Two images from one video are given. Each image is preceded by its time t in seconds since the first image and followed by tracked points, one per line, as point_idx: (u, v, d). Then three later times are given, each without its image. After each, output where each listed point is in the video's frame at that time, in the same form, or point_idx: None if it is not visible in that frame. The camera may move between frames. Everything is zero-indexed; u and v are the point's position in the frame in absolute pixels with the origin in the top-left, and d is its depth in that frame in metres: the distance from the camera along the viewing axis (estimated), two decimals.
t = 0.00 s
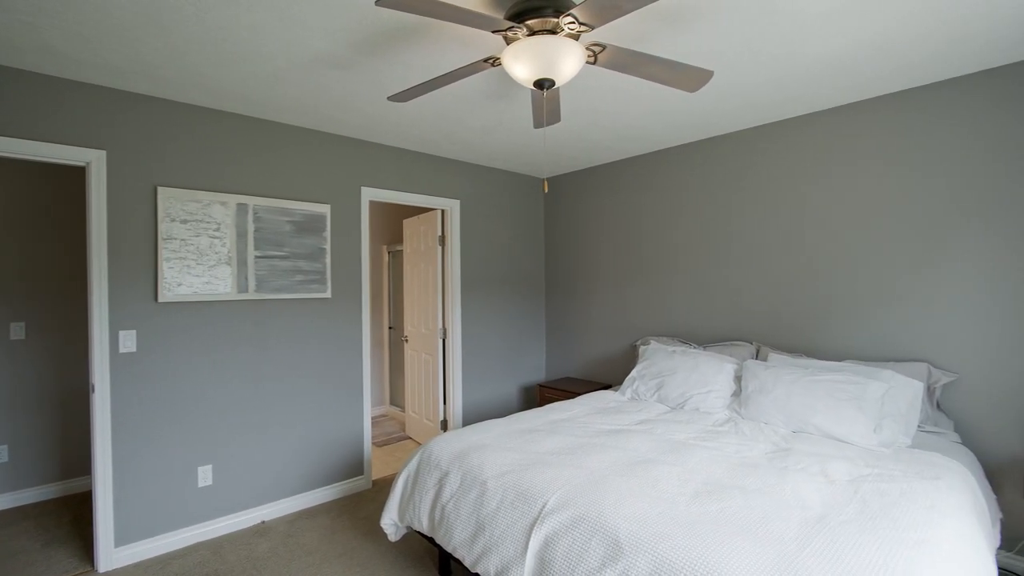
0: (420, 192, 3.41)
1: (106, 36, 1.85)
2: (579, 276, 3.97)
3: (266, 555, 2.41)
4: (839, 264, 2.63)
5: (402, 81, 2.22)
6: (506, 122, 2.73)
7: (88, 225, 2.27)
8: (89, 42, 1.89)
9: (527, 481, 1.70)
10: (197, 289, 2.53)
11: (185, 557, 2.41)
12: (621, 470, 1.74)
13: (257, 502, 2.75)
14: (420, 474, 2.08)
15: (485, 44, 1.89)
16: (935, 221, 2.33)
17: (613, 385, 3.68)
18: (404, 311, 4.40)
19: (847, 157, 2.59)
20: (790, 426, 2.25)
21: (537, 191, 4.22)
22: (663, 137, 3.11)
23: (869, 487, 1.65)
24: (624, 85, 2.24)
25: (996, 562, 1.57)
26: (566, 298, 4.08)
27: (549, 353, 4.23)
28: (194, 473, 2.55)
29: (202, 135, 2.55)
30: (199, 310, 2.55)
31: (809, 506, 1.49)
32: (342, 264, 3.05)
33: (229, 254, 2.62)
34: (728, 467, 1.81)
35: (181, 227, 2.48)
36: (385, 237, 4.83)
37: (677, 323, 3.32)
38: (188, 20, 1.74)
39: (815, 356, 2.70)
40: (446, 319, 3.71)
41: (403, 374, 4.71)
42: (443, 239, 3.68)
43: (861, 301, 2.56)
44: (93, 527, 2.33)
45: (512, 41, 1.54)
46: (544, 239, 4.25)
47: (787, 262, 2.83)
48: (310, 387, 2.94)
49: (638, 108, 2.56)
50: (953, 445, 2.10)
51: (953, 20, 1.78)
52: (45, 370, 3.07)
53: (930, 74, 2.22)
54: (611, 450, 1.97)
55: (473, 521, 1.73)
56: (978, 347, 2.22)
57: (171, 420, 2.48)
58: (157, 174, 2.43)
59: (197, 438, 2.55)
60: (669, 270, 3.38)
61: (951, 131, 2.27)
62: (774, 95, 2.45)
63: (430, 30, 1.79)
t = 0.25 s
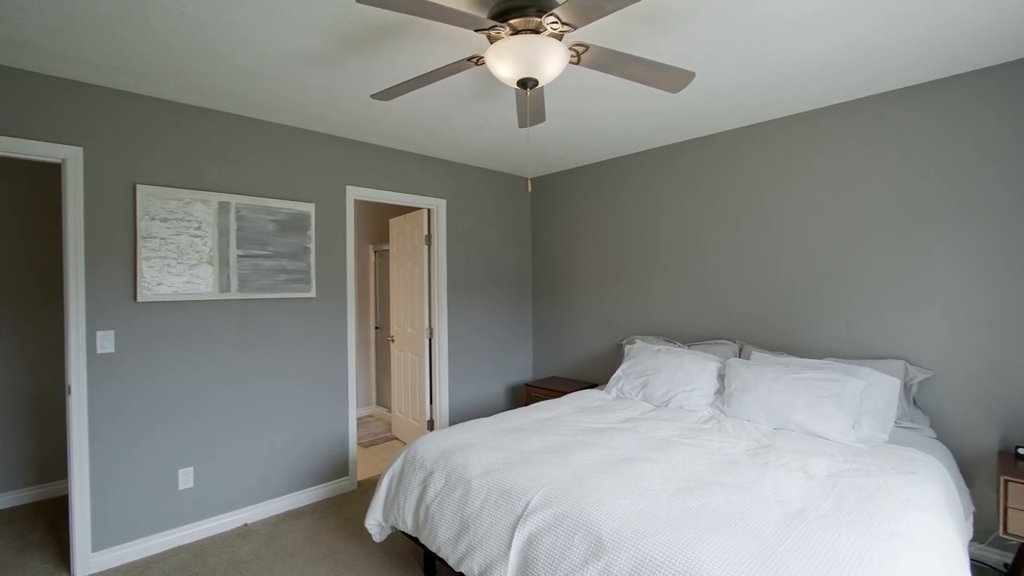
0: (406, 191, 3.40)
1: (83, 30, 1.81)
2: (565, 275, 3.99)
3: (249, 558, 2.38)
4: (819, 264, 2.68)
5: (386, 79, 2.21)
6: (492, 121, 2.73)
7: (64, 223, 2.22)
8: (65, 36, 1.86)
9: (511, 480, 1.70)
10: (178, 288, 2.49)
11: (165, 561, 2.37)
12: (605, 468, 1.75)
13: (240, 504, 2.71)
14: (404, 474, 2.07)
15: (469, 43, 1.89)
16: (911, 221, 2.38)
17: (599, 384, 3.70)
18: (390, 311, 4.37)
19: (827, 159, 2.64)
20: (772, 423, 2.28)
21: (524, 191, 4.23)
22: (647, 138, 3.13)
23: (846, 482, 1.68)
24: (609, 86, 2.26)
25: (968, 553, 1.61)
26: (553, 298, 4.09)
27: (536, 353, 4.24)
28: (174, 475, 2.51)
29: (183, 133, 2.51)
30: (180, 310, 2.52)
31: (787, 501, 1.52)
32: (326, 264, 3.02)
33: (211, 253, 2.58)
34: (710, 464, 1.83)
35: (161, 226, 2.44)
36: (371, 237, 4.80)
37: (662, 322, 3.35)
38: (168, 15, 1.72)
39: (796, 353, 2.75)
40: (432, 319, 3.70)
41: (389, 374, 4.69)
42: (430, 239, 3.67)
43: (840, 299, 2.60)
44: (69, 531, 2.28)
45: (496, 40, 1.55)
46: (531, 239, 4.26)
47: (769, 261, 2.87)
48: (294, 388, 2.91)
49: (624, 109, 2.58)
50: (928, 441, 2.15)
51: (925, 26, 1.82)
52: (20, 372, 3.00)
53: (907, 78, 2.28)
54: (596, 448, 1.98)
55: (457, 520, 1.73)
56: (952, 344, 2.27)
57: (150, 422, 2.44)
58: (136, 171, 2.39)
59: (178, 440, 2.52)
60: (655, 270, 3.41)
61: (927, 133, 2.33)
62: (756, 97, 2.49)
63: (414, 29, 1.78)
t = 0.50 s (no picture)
0: (391, 190, 3.38)
1: (57, 24, 1.77)
2: (551, 274, 4.00)
3: (230, 561, 2.35)
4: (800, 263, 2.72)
5: (370, 76, 2.20)
6: (477, 120, 2.73)
7: (38, 220, 2.17)
8: (38, 30, 1.82)
9: (494, 478, 1.70)
10: (157, 287, 2.45)
11: (144, 565, 2.33)
12: (588, 465, 1.76)
13: (221, 507, 2.68)
14: (388, 474, 2.06)
15: (453, 42, 1.89)
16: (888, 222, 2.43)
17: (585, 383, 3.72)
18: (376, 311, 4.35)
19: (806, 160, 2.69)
20: (753, 420, 2.32)
21: (511, 191, 4.23)
22: (632, 138, 3.16)
23: (824, 477, 1.71)
24: (592, 86, 2.27)
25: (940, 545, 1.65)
26: (539, 297, 4.10)
27: (522, 352, 4.24)
28: (153, 478, 2.47)
29: (162, 130, 2.47)
30: (159, 309, 2.47)
31: (766, 496, 1.54)
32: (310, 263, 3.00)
33: (191, 251, 2.54)
34: (692, 460, 1.85)
35: (140, 224, 2.39)
36: (357, 236, 4.77)
37: (647, 321, 3.38)
38: (145, 10, 1.69)
39: (777, 351, 2.79)
40: (418, 319, 3.69)
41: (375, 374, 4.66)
42: (415, 238, 3.66)
43: (820, 298, 2.65)
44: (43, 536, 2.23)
45: (478, 39, 1.55)
46: (517, 238, 4.27)
47: (751, 261, 2.90)
48: (276, 388, 2.88)
49: (609, 109, 2.60)
50: (904, 436, 2.20)
51: (900, 31, 1.86)
52: None
53: (883, 81, 2.33)
54: (579, 446, 1.99)
55: (441, 519, 1.73)
56: (927, 342, 2.33)
57: (128, 424, 2.39)
58: (113, 169, 2.34)
59: (157, 442, 2.47)
60: (640, 269, 3.43)
61: (904, 135, 2.38)
62: (739, 98, 2.52)
63: (397, 26, 1.77)
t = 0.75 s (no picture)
0: (376, 189, 3.36)
1: (30, 16, 1.73)
2: (537, 274, 4.00)
3: (210, 564, 2.32)
4: (781, 263, 2.76)
5: (353, 74, 2.18)
6: (462, 119, 2.72)
7: (10, 217, 2.11)
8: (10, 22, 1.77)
9: (478, 476, 1.70)
10: (135, 286, 2.40)
11: (121, 569, 2.29)
12: (571, 463, 1.77)
13: (202, 509, 2.64)
14: (371, 473, 2.05)
15: (437, 40, 1.88)
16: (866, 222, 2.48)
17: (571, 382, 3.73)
18: (361, 310, 4.31)
19: (787, 161, 2.73)
20: (735, 417, 2.34)
21: (497, 190, 4.23)
22: (617, 138, 3.18)
23: (802, 472, 1.74)
24: (577, 86, 2.28)
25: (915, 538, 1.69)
26: (525, 297, 4.10)
27: (509, 351, 4.24)
28: (131, 481, 2.42)
29: (140, 126, 2.43)
30: (137, 308, 2.43)
31: (745, 492, 1.56)
32: (293, 262, 2.96)
33: (170, 249, 2.50)
34: (674, 457, 1.87)
35: (117, 221, 2.35)
36: (343, 235, 4.74)
37: (632, 320, 3.40)
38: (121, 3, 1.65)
39: (759, 349, 2.83)
40: (403, 318, 3.67)
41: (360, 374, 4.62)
42: (401, 237, 3.64)
43: (799, 297, 2.69)
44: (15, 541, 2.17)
45: (461, 36, 1.54)
46: (503, 238, 4.27)
47: (733, 260, 2.94)
48: (259, 388, 2.84)
49: (594, 109, 2.61)
50: (880, 432, 2.24)
51: (876, 34, 1.90)
52: None
53: (860, 84, 2.38)
54: (563, 444, 1.99)
55: (424, 518, 1.72)
56: (902, 339, 2.38)
57: (105, 426, 2.34)
58: (89, 165, 2.29)
59: (135, 444, 2.43)
60: (625, 269, 3.46)
61: (881, 137, 2.43)
62: (721, 100, 2.55)
63: (380, 23, 1.77)
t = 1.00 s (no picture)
0: (360, 187, 3.34)
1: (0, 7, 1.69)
2: (523, 273, 4.01)
3: (190, 567, 2.28)
4: (762, 262, 2.80)
5: (336, 71, 2.16)
6: (447, 118, 2.72)
7: None
8: None
9: (461, 476, 1.70)
10: (111, 285, 2.35)
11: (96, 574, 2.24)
12: (554, 462, 1.77)
13: (181, 512, 2.59)
14: (354, 474, 2.03)
15: (420, 37, 1.87)
16: (844, 222, 2.53)
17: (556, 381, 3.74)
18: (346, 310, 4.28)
19: (768, 162, 2.77)
20: (717, 414, 2.37)
21: (483, 190, 4.23)
22: (601, 138, 3.20)
23: (781, 468, 1.77)
24: (561, 85, 2.29)
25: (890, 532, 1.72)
26: (511, 296, 4.11)
27: (495, 351, 4.24)
28: (107, 484, 2.37)
29: (117, 121, 2.38)
30: (114, 308, 2.38)
31: (725, 488, 1.58)
32: (275, 261, 2.93)
33: (148, 248, 2.45)
34: (656, 454, 1.88)
35: (93, 219, 2.29)
36: (328, 234, 4.69)
37: (616, 320, 3.43)
38: None
39: (740, 348, 2.87)
40: (388, 318, 3.64)
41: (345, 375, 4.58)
42: (386, 236, 3.61)
43: (780, 296, 2.74)
44: None
45: (444, 34, 1.54)
46: (489, 237, 4.26)
47: (716, 260, 2.98)
48: (240, 388, 2.81)
49: (578, 109, 2.62)
50: (857, 428, 2.29)
51: (853, 38, 1.94)
52: None
53: (838, 87, 2.42)
54: (547, 443, 2.00)
55: (407, 518, 1.71)
56: (879, 337, 2.43)
57: (80, 428, 2.29)
58: (63, 161, 2.24)
59: (111, 446, 2.38)
60: (609, 268, 3.47)
61: (858, 139, 2.48)
62: (704, 101, 2.58)
63: (362, 20, 1.75)
